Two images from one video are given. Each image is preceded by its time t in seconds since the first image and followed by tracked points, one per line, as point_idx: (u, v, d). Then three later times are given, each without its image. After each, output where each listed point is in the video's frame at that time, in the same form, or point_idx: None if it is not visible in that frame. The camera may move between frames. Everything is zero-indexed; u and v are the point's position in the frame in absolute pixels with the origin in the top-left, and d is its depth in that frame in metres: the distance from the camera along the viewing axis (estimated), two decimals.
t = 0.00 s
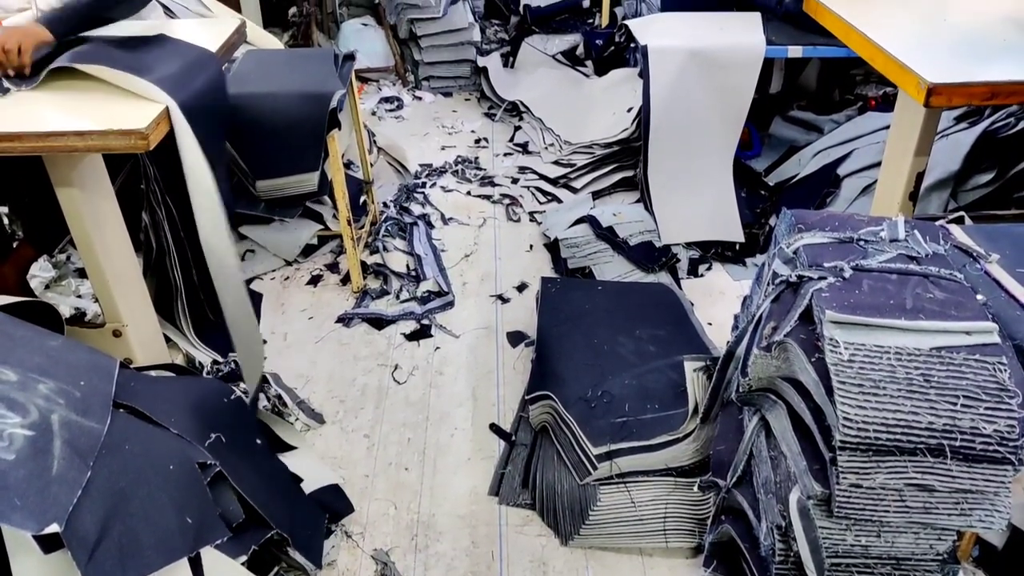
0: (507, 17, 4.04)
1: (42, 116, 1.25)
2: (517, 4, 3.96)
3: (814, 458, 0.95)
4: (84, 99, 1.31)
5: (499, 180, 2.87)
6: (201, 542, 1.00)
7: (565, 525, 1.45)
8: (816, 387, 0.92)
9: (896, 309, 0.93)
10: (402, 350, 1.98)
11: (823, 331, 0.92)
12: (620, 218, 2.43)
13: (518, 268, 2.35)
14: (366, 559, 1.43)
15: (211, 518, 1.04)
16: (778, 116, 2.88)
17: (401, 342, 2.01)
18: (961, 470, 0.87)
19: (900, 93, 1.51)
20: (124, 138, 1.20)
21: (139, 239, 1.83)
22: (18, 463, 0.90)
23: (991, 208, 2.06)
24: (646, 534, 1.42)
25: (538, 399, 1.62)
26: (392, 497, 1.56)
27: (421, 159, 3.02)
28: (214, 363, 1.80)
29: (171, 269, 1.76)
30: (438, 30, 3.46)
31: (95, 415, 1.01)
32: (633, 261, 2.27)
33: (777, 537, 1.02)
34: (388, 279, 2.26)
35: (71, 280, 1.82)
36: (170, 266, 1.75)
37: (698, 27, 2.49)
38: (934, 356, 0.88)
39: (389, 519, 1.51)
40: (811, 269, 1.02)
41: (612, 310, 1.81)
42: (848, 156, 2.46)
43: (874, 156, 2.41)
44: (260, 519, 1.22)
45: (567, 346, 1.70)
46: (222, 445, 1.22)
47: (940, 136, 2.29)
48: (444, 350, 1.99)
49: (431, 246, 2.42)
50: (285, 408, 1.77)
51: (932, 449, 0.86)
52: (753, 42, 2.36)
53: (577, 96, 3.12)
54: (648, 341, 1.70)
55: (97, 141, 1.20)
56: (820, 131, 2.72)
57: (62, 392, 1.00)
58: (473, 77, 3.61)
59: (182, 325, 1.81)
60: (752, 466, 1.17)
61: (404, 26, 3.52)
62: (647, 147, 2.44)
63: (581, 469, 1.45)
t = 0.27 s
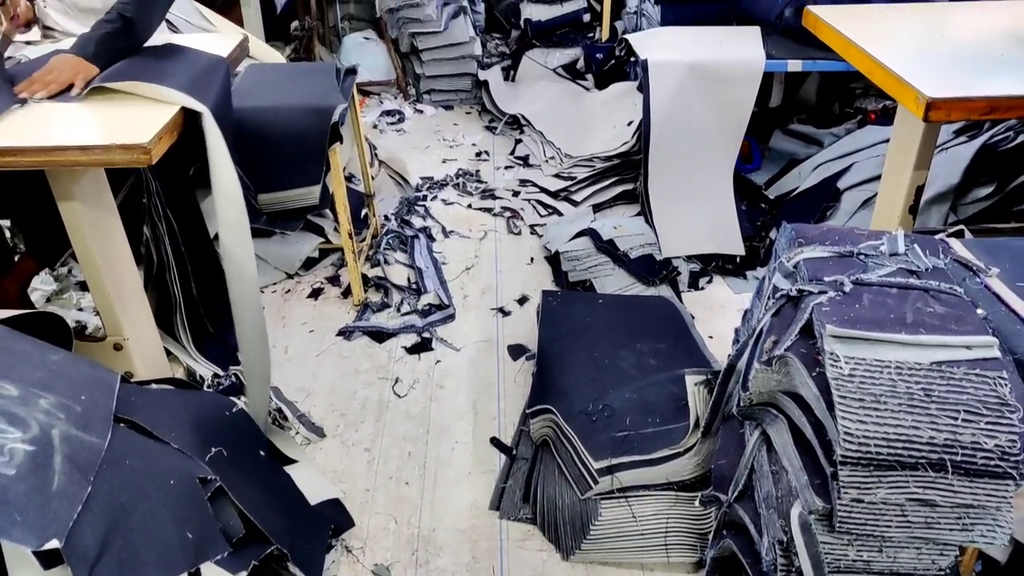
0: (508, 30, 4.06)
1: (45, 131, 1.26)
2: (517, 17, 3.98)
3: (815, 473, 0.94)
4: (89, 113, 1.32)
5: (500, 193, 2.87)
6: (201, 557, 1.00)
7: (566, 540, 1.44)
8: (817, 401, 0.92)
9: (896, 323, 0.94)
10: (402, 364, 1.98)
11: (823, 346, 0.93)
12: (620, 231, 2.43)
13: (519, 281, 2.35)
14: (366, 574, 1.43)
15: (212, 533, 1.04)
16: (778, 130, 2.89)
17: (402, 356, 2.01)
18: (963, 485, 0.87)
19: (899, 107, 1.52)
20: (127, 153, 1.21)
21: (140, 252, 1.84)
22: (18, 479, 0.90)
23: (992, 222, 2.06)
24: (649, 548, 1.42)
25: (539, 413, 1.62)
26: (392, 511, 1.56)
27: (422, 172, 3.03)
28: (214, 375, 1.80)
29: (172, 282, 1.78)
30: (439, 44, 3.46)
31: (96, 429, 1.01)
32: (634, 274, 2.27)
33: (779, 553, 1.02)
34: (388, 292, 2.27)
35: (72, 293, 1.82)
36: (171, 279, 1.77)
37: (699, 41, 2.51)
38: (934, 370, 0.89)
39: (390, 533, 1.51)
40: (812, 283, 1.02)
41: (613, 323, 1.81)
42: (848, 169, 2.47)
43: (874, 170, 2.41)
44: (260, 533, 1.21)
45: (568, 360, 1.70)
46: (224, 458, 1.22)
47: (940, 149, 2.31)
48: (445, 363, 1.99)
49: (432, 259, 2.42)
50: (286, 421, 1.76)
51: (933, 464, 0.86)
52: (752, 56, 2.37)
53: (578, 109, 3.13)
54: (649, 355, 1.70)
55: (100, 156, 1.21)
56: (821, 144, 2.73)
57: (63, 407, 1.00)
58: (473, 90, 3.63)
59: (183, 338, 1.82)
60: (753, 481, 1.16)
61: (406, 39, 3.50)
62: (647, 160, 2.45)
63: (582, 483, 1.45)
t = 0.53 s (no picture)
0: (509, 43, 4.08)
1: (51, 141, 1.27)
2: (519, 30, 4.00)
3: (818, 486, 0.94)
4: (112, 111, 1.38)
5: (502, 205, 2.87)
6: (203, 569, 0.99)
7: (568, 553, 1.44)
8: (819, 414, 0.92)
9: (898, 336, 0.94)
10: (405, 376, 1.98)
11: (825, 358, 0.93)
12: (623, 242, 2.44)
13: (521, 293, 2.35)
14: None
15: (214, 546, 1.04)
16: (780, 142, 2.90)
17: (404, 368, 2.01)
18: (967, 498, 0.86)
19: (900, 121, 1.52)
20: (131, 165, 1.21)
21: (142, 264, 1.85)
22: (21, 491, 0.90)
23: (993, 234, 2.06)
24: (650, 562, 1.41)
25: (542, 426, 1.62)
26: (394, 524, 1.55)
27: (424, 184, 3.04)
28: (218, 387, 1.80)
29: (173, 295, 1.80)
30: (440, 56, 3.47)
31: (99, 442, 1.01)
32: (636, 286, 2.27)
33: (782, 567, 1.01)
34: (390, 304, 2.27)
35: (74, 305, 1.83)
36: (172, 291, 1.80)
37: (699, 54, 2.52)
38: (937, 383, 0.89)
39: (391, 546, 1.50)
40: (814, 295, 1.03)
41: (615, 335, 1.81)
42: (850, 181, 2.48)
43: (875, 182, 2.42)
44: (261, 547, 1.20)
45: (571, 372, 1.70)
46: (227, 469, 1.23)
47: (941, 161, 2.30)
48: (447, 375, 1.99)
49: (434, 270, 2.43)
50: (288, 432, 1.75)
51: (936, 478, 0.86)
52: (753, 68, 2.38)
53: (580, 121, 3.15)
54: (651, 367, 1.70)
55: (105, 169, 1.21)
56: (822, 157, 2.74)
57: (66, 420, 1.00)
58: (475, 102, 3.64)
59: (185, 350, 1.82)
60: (756, 494, 1.16)
61: (408, 53, 3.50)
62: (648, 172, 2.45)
63: (584, 496, 1.44)
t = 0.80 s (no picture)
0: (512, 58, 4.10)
1: (64, 158, 1.31)
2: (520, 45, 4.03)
3: (821, 504, 0.94)
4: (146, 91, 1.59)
5: (504, 220, 2.88)
6: None
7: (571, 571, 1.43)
8: (822, 431, 0.92)
9: (900, 353, 0.94)
10: (406, 391, 1.98)
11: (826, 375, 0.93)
12: (624, 258, 2.44)
13: (523, 308, 2.35)
14: None
15: (216, 562, 1.04)
16: (781, 157, 2.90)
17: (406, 383, 2.01)
18: (970, 517, 0.86)
19: (901, 138, 1.53)
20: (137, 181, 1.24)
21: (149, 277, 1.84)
22: (24, 508, 0.89)
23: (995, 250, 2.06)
24: None
25: (544, 441, 1.61)
26: (396, 541, 1.55)
27: (427, 199, 3.05)
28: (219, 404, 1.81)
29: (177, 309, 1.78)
30: (444, 71, 3.50)
31: (102, 457, 1.01)
32: (638, 301, 2.27)
33: None
34: (392, 318, 2.27)
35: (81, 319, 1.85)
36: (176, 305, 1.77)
37: (700, 69, 2.53)
38: (939, 401, 0.89)
39: (393, 563, 1.50)
40: (815, 312, 1.03)
41: (617, 351, 1.81)
42: (852, 197, 2.48)
43: (877, 198, 2.42)
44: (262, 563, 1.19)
45: (573, 388, 1.70)
46: (229, 485, 1.23)
47: (942, 177, 2.31)
48: (449, 390, 1.99)
49: (436, 285, 2.43)
50: (290, 447, 1.75)
51: (939, 495, 0.85)
52: (754, 84, 2.39)
53: (582, 136, 3.16)
54: (653, 383, 1.69)
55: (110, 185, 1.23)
56: (823, 172, 2.75)
57: (69, 436, 1.00)
58: (478, 117, 3.64)
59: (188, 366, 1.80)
60: (758, 511, 1.16)
61: (411, 68, 3.52)
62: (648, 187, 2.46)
63: (587, 512, 1.44)
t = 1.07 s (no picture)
0: (513, 72, 4.13)
1: (71, 172, 1.32)
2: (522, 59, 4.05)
3: (822, 520, 0.94)
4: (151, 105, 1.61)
5: (505, 233, 2.89)
6: None
7: None
8: (823, 447, 0.92)
9: (900, 368, 0.94)
10: (407, 405, 1.98)
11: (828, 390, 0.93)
12: (625, 271, 2.45)
13: (524, 321, 2.36)
14: None
15: None
16: (782, 172, 2.91)
17: (406, 396, 2.01)
18: (972, 534, 0.85)
19: (901, 153, 1.53)
20: (140, 194, 1.25)
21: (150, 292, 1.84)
22: (25, 521, 0.89)
23: (996, 265, 2.07)
24: None
25: (544, 456, 1.61)
26: (395, 555, 1.54)
27: (428, 212, 3.05)
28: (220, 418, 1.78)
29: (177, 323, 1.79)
30: (446, 84, 3.51)
31: (103, 470, 1.01)
32: (639, 315, 2.28)
33: None
34: (393, 331, 2.27)
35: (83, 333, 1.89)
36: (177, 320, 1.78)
37: (699, 85, 2.54)
38: (940, 416, 0.89)
39: None
40: (816, 327, 1.03)
41: (618, 365, 1.81)
42: (852, 212, 2.49)
43: (878, 213, 2.43)
44: None
45: (574, 402, 1.70)
46: (229, 500, 1.22)
47: (942, 192, 2.32)
48: (449, 404, 1.98)
49: (437, 297, 2.44)
50: (290, 460, 1.76)
51: (939, 512, 0.85)
52: (754, 99, 2.39)
53: (583, 150, 3.17)
54: (654, 397, 1.69)
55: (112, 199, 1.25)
56: (823, 187, 2.76)
57: (71, 449, 1.00)
58: (480, 130, 3.66)
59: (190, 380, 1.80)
60: (759, 527, 1.15)
61: (413, 81, 3.52)
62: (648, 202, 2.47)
63: (587, 527, 1.44)
